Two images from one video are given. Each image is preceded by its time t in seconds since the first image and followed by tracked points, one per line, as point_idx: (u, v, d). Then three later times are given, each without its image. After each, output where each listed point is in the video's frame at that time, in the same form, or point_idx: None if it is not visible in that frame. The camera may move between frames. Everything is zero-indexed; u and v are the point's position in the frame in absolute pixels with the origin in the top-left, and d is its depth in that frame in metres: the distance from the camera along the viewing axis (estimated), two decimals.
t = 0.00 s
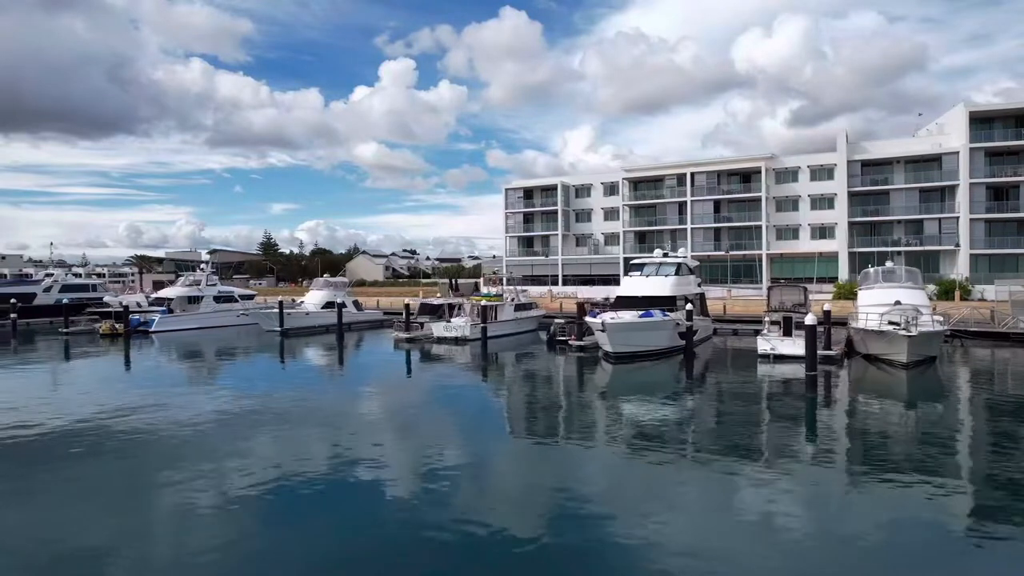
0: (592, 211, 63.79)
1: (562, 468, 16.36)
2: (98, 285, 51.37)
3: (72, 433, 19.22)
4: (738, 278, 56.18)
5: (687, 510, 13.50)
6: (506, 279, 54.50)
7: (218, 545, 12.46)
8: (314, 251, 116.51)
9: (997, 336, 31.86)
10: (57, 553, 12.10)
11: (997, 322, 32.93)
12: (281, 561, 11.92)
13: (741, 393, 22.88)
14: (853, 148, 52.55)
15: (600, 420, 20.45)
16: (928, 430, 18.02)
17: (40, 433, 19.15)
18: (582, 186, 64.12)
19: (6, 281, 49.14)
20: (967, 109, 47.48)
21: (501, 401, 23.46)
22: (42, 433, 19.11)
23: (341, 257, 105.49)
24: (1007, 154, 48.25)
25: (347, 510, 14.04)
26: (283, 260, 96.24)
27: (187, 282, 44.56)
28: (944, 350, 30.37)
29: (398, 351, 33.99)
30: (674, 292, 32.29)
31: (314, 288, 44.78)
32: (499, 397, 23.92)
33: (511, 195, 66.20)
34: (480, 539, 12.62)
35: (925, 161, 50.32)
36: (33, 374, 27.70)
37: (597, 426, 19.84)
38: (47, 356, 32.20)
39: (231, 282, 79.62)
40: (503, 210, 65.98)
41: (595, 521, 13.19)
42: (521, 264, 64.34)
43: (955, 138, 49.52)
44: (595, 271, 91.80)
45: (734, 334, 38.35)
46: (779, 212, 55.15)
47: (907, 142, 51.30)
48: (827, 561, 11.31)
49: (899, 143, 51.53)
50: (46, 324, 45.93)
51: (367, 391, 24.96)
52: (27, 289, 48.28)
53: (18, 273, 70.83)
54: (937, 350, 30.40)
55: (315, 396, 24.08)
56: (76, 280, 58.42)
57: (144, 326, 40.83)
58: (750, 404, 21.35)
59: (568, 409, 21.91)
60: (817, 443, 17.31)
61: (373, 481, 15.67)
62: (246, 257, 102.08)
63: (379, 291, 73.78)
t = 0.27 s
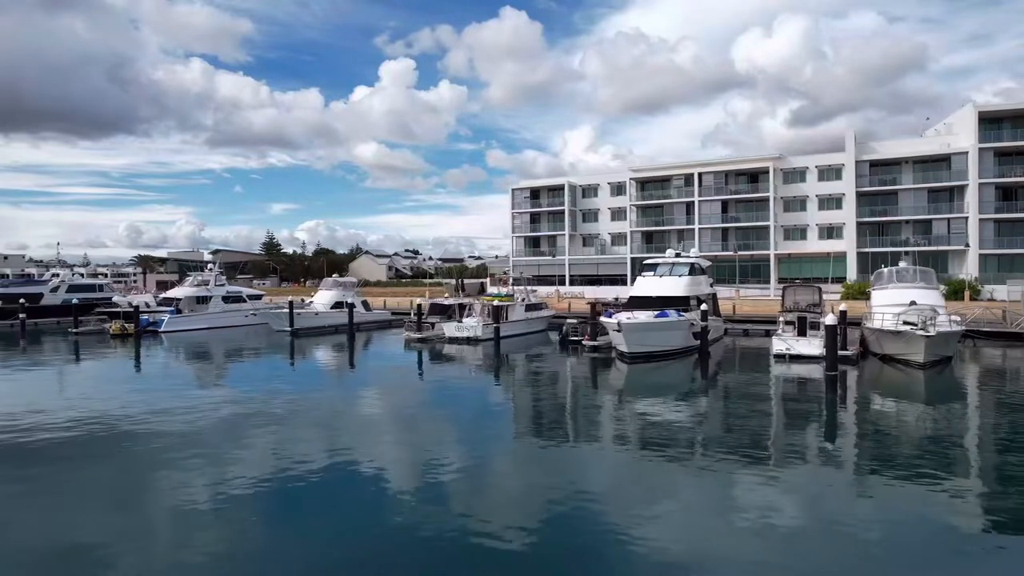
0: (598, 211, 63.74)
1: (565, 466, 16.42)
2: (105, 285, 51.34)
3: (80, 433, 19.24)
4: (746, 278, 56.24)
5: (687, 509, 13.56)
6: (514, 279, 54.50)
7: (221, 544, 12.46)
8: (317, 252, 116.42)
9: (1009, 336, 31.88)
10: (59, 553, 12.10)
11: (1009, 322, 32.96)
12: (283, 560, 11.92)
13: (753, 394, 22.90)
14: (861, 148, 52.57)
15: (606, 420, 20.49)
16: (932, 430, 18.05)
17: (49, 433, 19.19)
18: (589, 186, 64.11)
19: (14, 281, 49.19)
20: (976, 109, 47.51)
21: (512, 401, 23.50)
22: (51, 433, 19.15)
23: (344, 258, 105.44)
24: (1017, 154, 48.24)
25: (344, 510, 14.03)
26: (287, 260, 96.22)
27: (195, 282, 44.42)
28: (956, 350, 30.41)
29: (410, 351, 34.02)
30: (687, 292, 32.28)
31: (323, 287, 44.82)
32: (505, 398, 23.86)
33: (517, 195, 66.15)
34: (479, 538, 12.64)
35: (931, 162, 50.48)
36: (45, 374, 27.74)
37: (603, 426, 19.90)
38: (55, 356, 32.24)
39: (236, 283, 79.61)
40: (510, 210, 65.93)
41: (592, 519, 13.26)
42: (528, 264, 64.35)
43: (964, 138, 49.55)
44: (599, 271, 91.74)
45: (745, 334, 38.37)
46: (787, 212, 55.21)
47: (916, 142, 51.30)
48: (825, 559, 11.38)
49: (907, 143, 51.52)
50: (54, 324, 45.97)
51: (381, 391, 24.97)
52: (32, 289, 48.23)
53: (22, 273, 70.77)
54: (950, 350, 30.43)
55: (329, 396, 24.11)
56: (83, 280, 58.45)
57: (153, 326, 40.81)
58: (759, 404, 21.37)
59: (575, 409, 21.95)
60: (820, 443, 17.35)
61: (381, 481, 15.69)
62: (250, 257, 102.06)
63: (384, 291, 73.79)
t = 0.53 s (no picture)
0: (605, 212, 63.76)
1: (567, 466, 16.50)
2: (111, 286, 51.36)
3: (87, 433, 19.29)
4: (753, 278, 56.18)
5: (688, 509, 13.64)
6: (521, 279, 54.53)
7: (224, 545, 12.48)
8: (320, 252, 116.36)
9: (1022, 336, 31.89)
10: (63, 554, 12.13)
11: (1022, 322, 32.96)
12: (286, 561, 11.95)
13: (762, 394, 22.94)
14: (868, 148, 52.63)
15: (611, 420, 20.54)
16: (934, 430, 18.12)
17: (57, 433, 19.24)
18: (595, 186, 64.13)
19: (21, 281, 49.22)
20: (985, 109, 47.59)
21: (522, 401, 23.55)
22: (61, 433, 19.21)
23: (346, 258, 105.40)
24: None
25: (344, 510, 14.09)
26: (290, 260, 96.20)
27: (203, 283, 44.38)
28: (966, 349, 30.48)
29: (421, 351, 34.00)
30: (700, 292, 32.30)
31: (331, 287, 44.84)
32: (512, 399, 23.88)
33: (523, 195, 66.17)
34: (479, 537, 12.72)
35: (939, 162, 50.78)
36: (56, 374, 27.77)
37: (608, 426, 19.96)
38: (64, 356, 32.26)
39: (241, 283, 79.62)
40: (516, 210, 65.92)
41: (592, 519, 13.35)
42: (534, 264, 64.38)
43: (972, 139, 49.63)
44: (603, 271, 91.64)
45: (756, 334, 38.43)
46: (794, 212, 55.22)
47: (923, 143, 51.37)
48: (825, 558, 11.47)
49: (915, 143, 51.59)
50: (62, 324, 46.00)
51: (394, 393, 24.98)
52: (38, 289, 48.23)
53: (27, 273, 70.76)
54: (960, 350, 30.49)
55: (341, 397, 24.09)
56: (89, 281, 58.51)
57: (161, 326, 40.82)
58: (766, 405, 21.41)
59: (580, 410, 22.02)
60: (822, 443, 17.44)
61: (388, 482, 15.70)
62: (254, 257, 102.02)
63: (389, 291, 73.79)
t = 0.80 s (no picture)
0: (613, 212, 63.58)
1: (567, 467, 16.53)
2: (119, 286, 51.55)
3: (90, 434, 19.30)
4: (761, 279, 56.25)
5: (685, 509, 13.68)
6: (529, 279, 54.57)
7: (223, 546, 12.46)
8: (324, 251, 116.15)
9: None
10: (63, 555, 12.12)
11: None
12: (285, 561, 11.93)
13: (772, 394, 22.96)
14: (877, 148, 52.69)
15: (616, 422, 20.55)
16: (936, 431, 18.17)
17: (60, 434, 19.27)
18: (603, 186, 64.18)
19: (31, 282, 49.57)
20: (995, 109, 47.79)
21: (529, 402, 23.54)
22: (65, 434, 19.24)
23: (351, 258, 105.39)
24: None
25: (345, 511, 14.08)
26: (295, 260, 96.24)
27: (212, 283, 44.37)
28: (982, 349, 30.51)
29: (432, 351, 33.97)
30: (715, 292, 32.39)
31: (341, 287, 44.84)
32: (521, 399, 23.87)
33: (531, 195, 66.18)
34: (481, 538, 12.72)
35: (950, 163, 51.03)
36: (66, 373, 27.83)
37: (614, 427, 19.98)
38: (70, 356, 32.29)
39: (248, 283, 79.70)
40: (523, 210, 65.93)
41: (594, 519, 13.36)
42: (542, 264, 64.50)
43: (982, 138, 49.80)
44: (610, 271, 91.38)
45: (769, 334, 38.42)
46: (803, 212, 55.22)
47: (933, 143, 51.49)
48: (822, 558, 11.50)
49: (925, 143, 51.69)
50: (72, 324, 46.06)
51: (401, 394, 24.99)
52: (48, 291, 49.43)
53: (35, 274, 70.86)
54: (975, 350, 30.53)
55: (348, 398, 24.07)
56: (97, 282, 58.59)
57: (172, 326, 40.88)
58: (775, 406, 21.45)
59: (587, 410, 22.04)
60: (824, 444, 17.49)
61: (390, 482, 15.72)
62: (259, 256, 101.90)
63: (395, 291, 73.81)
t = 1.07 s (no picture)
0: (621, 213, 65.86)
1: (567, 467, 16.55)
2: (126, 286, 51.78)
3: (91, 433, 19.30)
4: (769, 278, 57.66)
5: (685, 509, 13.72)
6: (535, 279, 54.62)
7: (222, 546, 12.42)
8: (327, 251, 116.12)
9: None
10: (62, 553, 12.14)
11: None
12: (285, 562, 11.89)
13: (780, 401, 22.99)
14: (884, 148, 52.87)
15: (620, 424, 20.54)
16: (939, 434, 18.21)
17: (61, 434, 19.28)
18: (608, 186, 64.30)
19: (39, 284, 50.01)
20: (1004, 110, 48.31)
21: (532, 403, 23.59)
22: (66, 434, 19.25)
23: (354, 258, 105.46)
24: None
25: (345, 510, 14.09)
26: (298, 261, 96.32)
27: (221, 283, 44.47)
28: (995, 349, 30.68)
29: (437, 350, 33.94)
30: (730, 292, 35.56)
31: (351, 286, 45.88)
32: (528, 400, 23.91)
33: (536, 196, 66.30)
34: (481, 537, 12.75)
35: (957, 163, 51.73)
36: (74, 373, 27.93)
37: (618, 428, 20.05)
38: (75, 356, 32.34)
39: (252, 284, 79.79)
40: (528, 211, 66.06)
41: (593, 518, 13.40)
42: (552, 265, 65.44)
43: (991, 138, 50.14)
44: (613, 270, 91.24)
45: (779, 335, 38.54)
46: (811, 215, 56.94)
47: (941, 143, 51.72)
48: (822, 558, 11.54)
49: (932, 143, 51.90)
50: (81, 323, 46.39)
51: (405, 393, 24.94)
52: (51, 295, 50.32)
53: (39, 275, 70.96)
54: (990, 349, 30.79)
55: (351, 398, 24.05)
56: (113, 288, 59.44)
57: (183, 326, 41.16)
58: (782, 412, 21.45)
59: (591, 412, 22.11)
60: (825, 447, 17.55)
61: (391, 482, 15.69)
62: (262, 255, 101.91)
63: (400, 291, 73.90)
